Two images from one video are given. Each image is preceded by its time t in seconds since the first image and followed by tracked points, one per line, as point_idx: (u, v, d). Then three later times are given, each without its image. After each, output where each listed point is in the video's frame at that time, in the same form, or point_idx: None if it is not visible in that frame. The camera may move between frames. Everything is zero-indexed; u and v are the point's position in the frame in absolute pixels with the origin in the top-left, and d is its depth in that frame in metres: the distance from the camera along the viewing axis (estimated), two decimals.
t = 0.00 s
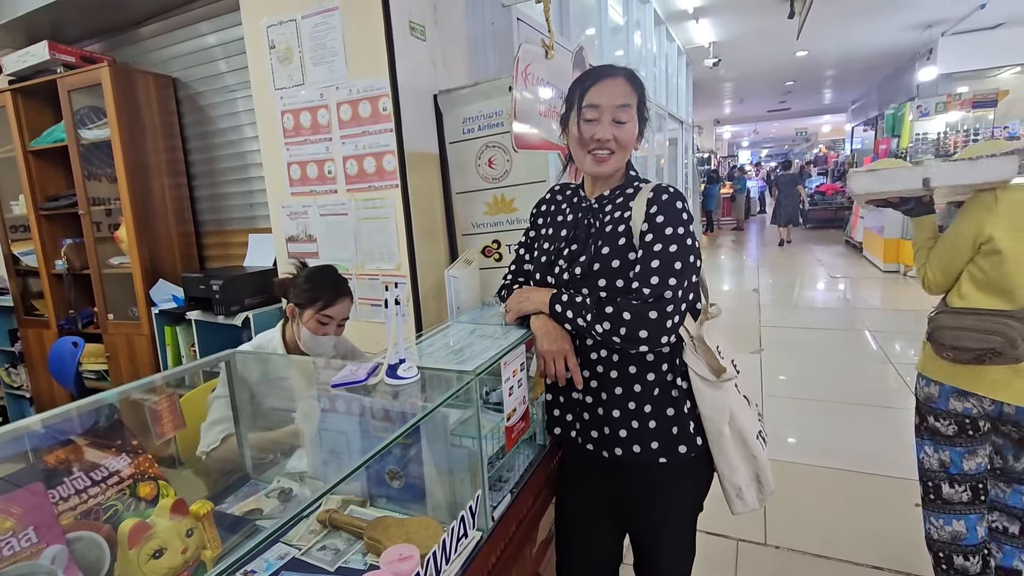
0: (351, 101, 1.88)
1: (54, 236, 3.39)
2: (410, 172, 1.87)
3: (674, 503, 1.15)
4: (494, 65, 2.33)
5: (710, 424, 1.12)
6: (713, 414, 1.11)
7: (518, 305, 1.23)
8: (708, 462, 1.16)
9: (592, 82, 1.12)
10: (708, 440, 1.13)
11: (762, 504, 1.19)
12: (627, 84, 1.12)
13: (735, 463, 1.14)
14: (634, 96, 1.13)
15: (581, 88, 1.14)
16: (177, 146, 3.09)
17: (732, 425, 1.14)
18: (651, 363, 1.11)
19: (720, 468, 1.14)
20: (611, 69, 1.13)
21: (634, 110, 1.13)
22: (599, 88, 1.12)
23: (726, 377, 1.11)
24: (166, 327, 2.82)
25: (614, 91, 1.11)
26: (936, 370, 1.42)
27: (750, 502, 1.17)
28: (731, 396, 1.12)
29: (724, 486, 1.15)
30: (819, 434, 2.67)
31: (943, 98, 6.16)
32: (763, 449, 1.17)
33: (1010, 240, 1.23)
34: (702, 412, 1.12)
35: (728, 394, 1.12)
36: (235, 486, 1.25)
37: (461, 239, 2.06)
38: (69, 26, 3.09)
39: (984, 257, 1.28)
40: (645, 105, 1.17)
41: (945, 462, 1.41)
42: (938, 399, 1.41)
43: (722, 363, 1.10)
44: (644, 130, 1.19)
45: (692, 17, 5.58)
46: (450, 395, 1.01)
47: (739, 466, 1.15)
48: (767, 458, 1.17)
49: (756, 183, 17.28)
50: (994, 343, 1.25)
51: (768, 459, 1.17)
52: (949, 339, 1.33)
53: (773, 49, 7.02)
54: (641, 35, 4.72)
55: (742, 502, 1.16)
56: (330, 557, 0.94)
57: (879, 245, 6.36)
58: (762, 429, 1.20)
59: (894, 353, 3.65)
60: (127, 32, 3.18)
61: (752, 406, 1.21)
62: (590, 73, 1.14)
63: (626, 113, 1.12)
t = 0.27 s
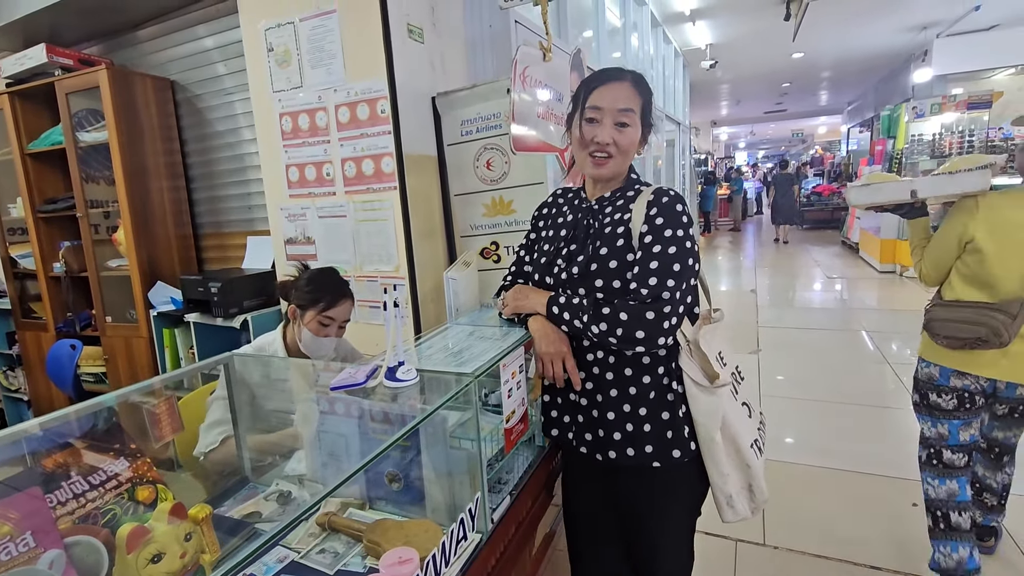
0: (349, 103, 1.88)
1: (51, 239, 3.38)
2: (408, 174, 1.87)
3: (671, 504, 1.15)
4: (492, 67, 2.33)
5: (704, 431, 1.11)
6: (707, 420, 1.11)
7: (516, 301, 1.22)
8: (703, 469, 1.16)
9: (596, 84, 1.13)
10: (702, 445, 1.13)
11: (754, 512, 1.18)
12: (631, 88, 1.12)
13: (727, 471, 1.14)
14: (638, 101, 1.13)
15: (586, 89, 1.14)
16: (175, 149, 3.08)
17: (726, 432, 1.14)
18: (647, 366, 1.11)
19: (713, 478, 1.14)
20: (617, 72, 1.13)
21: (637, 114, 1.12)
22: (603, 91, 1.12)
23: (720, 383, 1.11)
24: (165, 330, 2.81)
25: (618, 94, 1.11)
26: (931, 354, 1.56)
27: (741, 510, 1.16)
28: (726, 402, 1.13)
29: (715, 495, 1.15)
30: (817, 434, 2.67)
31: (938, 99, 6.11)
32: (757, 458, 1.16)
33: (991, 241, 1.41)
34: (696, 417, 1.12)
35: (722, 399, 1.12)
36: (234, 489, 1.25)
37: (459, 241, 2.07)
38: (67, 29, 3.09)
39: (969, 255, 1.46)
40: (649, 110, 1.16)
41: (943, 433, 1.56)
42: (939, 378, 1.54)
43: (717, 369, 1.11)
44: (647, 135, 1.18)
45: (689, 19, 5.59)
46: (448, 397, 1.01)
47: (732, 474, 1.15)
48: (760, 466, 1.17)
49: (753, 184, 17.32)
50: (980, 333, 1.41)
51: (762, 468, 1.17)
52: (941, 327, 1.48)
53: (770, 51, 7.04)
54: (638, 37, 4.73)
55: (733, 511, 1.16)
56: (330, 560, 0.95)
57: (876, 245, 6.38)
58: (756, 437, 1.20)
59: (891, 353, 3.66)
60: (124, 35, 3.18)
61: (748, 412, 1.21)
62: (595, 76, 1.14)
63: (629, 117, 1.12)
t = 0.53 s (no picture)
0: (349, 105, 1.89)
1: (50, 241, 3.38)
2: (407, 175, 1.88)
3: (670, 503, 1.16)
4: (490, 69, 2.34)
5: (703, 430, 1.12)
6: (707, 420, 1.12)
7: (517, 301, 1.22)
8: (702, 469, 1.17)
9: (600, 85, 1.14)
10: (701, 445, 1.13)
11: (752, 512, 1.19)
12: (634, 90, 1.13)
13: (726, 470, 1.15)
14: (641, 102, 1.13)
15: (591, 90, 1.15)
16: (174, 151, 3.09)
17: (725, 431, 1.14)
18: (647, 365, 1.12)
19: (712, 478, 1.14)
20: (621, 74, 1.13)
21: (638, 117, 1.13)
22: (605, 92, 1.13)
23: (719, 383, 1.12)
24: (164, 332, 2.81)
25: (621, 96, 1.12)
26: (942, 332, 1.82)
27: (740, 510, 1.17)
28: (725, 402, 1.14)
29: (714, 494, 1.16)
30: (815, 434, 2.69)
31: (934, 99, 6.12)
32: (755, 458, 1.17)
33: (990, 225, 1.66)
34: (695, 416, 1.12)
35: (722, 399, 1.13)
36: (234, 489, 1.26)
37: (458, 242, 2.07)
38: (65, 31, 3.10)
39: (970, 240, 1.72)
40: (653, 112, 1.16)
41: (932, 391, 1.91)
42: (937, 351, 1.85)
43: (717, 369, 1.12)
44: (649, 138, 1.19)
45: (686, 21, 5.61)
46: (448, 397, 1.02)
47: (730, 474, 1.15)
48: (760, 465, 1.18)
49: (751, 185, 17.36)
50: (988, 306, 1.66)
51: (760, 468, 1.18)
52: (951, 305, 1.74)
53: (767, 53, 7.07)
54: (636, 39, 4.75)
55: (732, 510, 1.16)
56: (331, 559, 0.95)
57: (873, 245, 6.40)
58: (756, 437, 1.20)
59: (888, 353, 3.68)
60: (123, 37, 3.19)
61: (747, 413, 1.22)
62: (599, 77, 1.15)
63: (630, 119, 1.12)
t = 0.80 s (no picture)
0: (348, 106, 1.89)
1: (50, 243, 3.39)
2: (406, 176, 1.88)
3: (666, 500, 1.17)
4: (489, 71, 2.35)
5: (698, 428, 1.13)
6: (703, 417, 1.12)
7: (514, 302, 1.23)
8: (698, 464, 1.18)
9: (596, 89, 1.14)
10: (696, 442, 1.14)
11: (749, 508, 1.20)
12: (629, 94, 1.13)
13: (722, 467, 1.15)
14: (636, 107, 1.14)
15: (587, 93, 1.16)
16: (173, 152, 3.10)
17: (721, 428, 1.15)
18: (643, 364, 1.12)
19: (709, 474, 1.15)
20: (618, 78, 1.14)
21: (633, 120, 1.14)
22: (601, 96, 1.13)
23: (714, 379, 1.13)
24: (163, 333, 2.81)
25: (616, 100, 1.12)
26: (921, 323, 1.97)
27: (737, 506, 1.18)
28: (721, 399, 1.14)
29: (712, 490, 1.16)
30: (812, 434, 2.69)
31: (932, 101, 6.28)
32: (752, 454, 1.18)
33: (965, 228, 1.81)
34: (692, 414, 1.13)
35: (717, 396, 1.13)
36: (235, 490, 1.26)
37: (457, 243, 2.08)
38: (65, 34, 3.10)
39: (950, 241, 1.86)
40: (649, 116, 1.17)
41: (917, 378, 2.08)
42: (919, 339, 2.01)
43: (713, 366, 1.12)
44: (645, 141, 1.19)
45: (684, 23, 5.63)
46: (447, 397, 1.02)
47: (727, 471, 1.16)
48: (756, 462, 1.18)
49: (749, 185, 17.38)
50: (961, 299, 1.81)
51: (757, 465, 1.18)
52: (932, 298, 1.89)
53: (765, 54, 7.09)
54: (634, 41, 4.76)
55: (729, 506, 1.17)
56: (331, 559, 0.96)
57: (871, 246, 6.41)
58: (751, 434, 1.21)
59: (886, 353, 3.69)
60: (122, 39, 3.19)
61: (743, 411, 1.22)
62: (596, 81, 1.16)
63: (624, 122, 1.13)
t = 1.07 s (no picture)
0: (347, 108, 1.90)
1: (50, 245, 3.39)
2: (406, 177, 1.89)
3: (661, 500, 1.17)
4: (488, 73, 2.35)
5: (694, 428, 1.12)
6: (698, 417, 1.12)
7: (513, 303, 1.24)
8: (694, 464, 1.18)
9: (590, 90, 1.14)
10: (692, 443, 1.14)
11: (745, 510, 1.19)
12: (623, 95, 1.13)
13: (718, 468, 1.15)
14: (629, 108, 1.13)
15: (581, 94, 1.16)
16: (174, 154, 3.10)
17: (716, 429, 1.15)
18: (639, 364, 1.13)
19: (704, 476, 1.15)
20: (612, 80, 1.14)
21: (627, 122, 1.13)
22: (595, 97, 1.13)
23: (710, 380, 1.12)
24: (164, 334, 2.82)
25: (610, 101, 1.12)
26: (895, 300, 2.27)
27: (732, 507, 1.17)
28: (716, 399, 1.14)
29: (707, 492, 1.16)
30: (812, 434, 2.69)
31: (931, 101, 6.26)
32: (748, 455, 1.17)
33: (934, 217, 2.14)
34: (687, 415, 1.13)
35: (712, 396, 1.13)
36: (235, 491, 1.26)
37: (457, 244, 2.08)
38: (65, 35, 3.11)
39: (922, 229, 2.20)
40: (644, 117, 1.16)
41: (897, 356, 2.28)
42: (893, 317, 2.27)
43: (707, 367, 1.11)
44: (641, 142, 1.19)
45: (684, 23, 5.63)
46: (446, 398, 1.02)
47: (724, 472, 1.15)
48: (751, 463, 1.18)
49: (749, 186, 17.39)
50: (921, 276, 2.12)
51: (753, 465, 1.17)
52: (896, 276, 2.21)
53: (765, 54, 7.10)
54: (633, 41, 4.77)
55: (724, 507, 1.16)
56: (331, 559, 0.96)
57: (871, 246, 6.41)
58: (748, 435, 1.21)
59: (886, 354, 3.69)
60: (122, 41, 3.20)
61: (740, 411, 1.22)
62: (590, 82, 1.15)
63: (618, 123, 1.12)
